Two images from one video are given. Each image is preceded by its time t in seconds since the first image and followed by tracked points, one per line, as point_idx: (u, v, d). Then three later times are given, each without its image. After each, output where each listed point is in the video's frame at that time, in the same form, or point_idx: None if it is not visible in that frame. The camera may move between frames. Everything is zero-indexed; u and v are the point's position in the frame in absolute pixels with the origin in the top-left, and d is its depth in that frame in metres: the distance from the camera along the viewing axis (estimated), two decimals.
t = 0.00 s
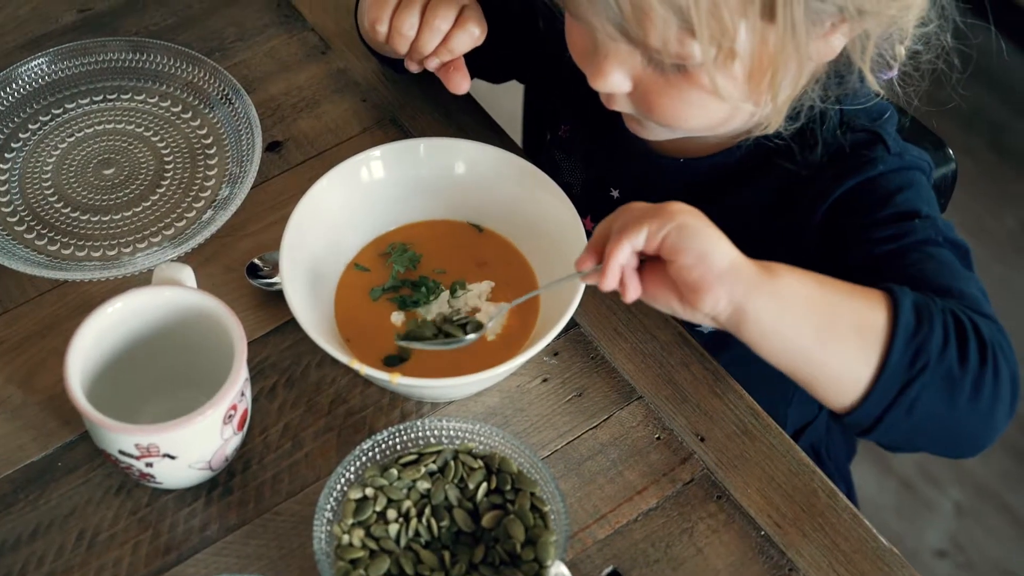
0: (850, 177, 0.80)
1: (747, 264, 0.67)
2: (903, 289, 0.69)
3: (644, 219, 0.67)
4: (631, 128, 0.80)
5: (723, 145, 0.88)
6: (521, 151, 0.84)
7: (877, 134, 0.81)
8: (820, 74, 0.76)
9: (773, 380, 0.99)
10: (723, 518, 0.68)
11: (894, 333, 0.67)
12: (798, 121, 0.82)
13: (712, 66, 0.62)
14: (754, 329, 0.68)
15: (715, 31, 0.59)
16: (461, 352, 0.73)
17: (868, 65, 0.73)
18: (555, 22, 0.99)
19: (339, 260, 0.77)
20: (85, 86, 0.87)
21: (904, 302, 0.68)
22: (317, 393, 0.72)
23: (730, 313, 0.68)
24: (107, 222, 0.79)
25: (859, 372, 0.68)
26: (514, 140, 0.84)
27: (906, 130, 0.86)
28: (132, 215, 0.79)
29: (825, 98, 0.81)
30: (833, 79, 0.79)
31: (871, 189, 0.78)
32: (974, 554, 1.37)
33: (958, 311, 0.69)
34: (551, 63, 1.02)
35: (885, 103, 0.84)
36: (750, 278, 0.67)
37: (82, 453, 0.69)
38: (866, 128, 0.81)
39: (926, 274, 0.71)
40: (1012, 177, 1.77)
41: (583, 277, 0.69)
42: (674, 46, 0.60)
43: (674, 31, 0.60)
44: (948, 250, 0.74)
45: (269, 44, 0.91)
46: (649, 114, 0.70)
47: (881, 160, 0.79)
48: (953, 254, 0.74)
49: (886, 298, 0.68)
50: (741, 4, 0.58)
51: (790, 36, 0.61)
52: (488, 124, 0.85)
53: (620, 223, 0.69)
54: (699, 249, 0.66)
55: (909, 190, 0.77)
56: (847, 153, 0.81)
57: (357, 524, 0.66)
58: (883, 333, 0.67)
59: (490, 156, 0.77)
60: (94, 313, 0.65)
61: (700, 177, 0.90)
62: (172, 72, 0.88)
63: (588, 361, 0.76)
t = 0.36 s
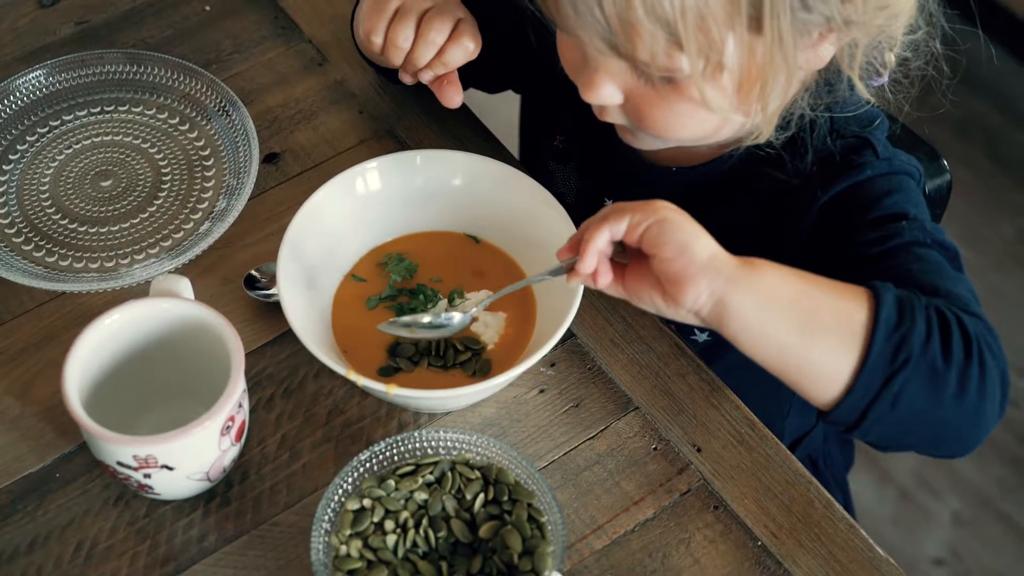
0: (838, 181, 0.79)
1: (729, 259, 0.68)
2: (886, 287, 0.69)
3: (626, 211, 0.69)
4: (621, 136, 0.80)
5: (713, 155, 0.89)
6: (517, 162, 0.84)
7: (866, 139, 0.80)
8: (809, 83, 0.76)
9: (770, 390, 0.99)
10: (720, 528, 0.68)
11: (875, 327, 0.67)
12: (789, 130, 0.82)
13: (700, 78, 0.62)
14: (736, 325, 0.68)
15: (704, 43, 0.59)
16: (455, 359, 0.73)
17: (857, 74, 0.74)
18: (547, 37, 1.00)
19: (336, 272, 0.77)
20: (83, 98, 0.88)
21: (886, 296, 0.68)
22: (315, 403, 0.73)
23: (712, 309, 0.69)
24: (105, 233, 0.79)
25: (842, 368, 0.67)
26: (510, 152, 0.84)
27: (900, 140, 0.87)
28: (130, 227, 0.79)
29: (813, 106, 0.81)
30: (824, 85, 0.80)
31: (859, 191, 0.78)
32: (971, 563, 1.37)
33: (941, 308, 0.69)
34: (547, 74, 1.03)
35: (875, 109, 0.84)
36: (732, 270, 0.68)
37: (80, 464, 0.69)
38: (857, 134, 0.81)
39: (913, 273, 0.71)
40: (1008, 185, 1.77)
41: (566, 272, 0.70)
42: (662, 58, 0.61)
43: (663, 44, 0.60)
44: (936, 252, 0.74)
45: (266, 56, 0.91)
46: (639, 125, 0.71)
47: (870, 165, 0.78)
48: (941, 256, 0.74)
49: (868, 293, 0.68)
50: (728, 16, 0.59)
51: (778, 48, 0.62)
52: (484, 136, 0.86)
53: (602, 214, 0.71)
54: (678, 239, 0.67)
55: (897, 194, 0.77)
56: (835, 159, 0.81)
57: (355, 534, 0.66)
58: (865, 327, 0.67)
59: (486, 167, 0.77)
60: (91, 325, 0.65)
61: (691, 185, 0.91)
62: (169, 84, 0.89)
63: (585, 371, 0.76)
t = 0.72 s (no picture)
0: (840, 193, 0.79)
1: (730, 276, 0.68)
2: (890, 298, 0.69)
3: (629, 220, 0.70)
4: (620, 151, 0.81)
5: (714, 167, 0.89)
6: (521, 176, 0.84)
7: (867, 151, 0.81)
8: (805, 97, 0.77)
9: (773, 402, 1.00)
10: (723, 541, 0.68)
11: (881, 340, 0.67)
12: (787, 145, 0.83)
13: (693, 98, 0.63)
14: (739, 341, 0.68)
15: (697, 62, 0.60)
16: (459, 372, 0.73)
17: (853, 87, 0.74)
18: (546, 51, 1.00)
19: (341, 285, 0.77)
20: (88, 112, 0.88)
21: (891, 308, 0.68)
22: (319, 417, 0.73)
23: (714, 324, 0.68)
24: (110, 247, 0.79)
25: (850, 381, 0.67)
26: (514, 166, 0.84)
27: (902, 152, 0.87)
28: (135, 241, 0.80)
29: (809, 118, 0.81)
30: (821, 99, 0.81)
31: (860, 203, 0.78)
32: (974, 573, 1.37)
33: (948, 319, 0.70)
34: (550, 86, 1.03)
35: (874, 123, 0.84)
36: (733, 283, 0.68)
37: (86, 478, 0.69)
38: (857, 146, 0.82)
39: (918, 284, 0.71)
40: (1010, 195, 1.77)
41: (571, 285, 0.71)
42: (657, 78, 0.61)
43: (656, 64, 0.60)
44: (941, 262, 0.74)
45: (271, 70, 0.92)
46: (638, 142, 0.71)
47: (871, 176, 0.78)
48: (944, 266, 0.74)
49: (872, 306, 0.68)
50: (720, 37, 0.59)
51: (771, 66, 0.62)
52: (488, 149, 0.86)
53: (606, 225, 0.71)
54: (680, 257, 0.67)
55: (898, 206, 0.77)
56: (837, 170, 0.81)
57: (359, 548, 0.66)
58: (869, 340, 0.67)
59: (490, 181, 0.77)
60: (97, 339, 0.65)
61: (692, 198, 0.92)
62: (174, 98, 0.89)
63: (588, 384, 0.76)
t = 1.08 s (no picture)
0: (837, 197, 0.80)
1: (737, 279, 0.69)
2: (893, 302, 0.69)
3: (632, 220, 0.70)
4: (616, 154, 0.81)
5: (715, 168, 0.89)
6: (515, 179, 0.85)
7: (865, 155, 0.81)
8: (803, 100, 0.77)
9: (767, 405, 1.00)
10: (716, 543, 0.68)
11: (886, 345, 0.67)
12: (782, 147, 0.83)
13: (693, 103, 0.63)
14: (748, 344, 0.69)
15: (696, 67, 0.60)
16: (452, 375, 0.73)
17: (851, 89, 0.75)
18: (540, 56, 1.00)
19: (335, 290, 0.77)
20: (83, 117, 0.88)
21: (896, 312, 0.68)
22: (313, 421, 0.73)
23: (722, 327, 0.69)
24: (104, 252, 0.80)
25: (856, 385, 0.68)
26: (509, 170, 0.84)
27: (896, 156, 0.87)
28: (129, 246, 0.80)
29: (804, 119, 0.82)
30: (819, 101, 0.81)
31: (857, 206, 0.78)
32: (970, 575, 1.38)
33: (953, 323, 0.70)
34: (545, 90, 1.03)
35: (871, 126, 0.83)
36: (739, 288, 0.68)
37: (79, 482, 0.69)
38: (854, 149, 0.82)
39: (918, 288, 0.72)
40: (1006, 198, 1.78)
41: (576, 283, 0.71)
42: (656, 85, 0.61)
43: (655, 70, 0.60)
44: (939, 266, 0.74)
45: (265, 75, 0.92)
46: (638, 145, 0.71)
47: (868, 180, 0.79)
48: (941, 269, 0.75)
49: (876, 311, 0.69)
50: (719, 41, 0.60)
51: (770, 71, 0.62)
52: (482, 153, 0.86)
53: (610, 225, 0.71)
54: (688, 263, 0.67)
55: (896, 208, 0.77)
56: (835, 172, 0.81)
57: (352, 551, 0.66)
58: (875, 344, 0.68)
59: (483, 184, 0.78)
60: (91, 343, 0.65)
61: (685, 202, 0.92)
62: (169, 103, 0.89)
63: (582, 388, 0.76)
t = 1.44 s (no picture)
0: (839, 205, 0.80)
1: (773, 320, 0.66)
2: (916, 327, 0.69)
3: (665, 267, 0.64)
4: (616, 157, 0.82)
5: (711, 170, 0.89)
6: (507, 181, 0.85)
7: (863, 160, 0.81)
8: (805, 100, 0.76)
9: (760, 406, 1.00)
10: (708, 544, 0.68)
11: (914, 373, 0.67)
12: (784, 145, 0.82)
13: (706, 103, 0.63)
14: (783, 379, 0.68)
15: (710, 68, 0.60)
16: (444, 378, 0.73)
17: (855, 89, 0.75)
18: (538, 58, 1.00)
19: (327, 292, 0.78)
20: (75, 120, 0.88)
21: (919, 339, 0.68)
22: (305, 424, 0.73)
23: (756, 364, 0.67)
24: (96, 256, 0.80)
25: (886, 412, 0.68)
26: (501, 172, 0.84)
27: (889, 158, 0.87)
28: (120, 249, 0.80)
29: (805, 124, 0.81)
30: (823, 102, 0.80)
31: (858, 215, 0.79)
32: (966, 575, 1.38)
33: (968, 339, 0.70)
34: (536, 92, 1.03)
35: (863, 127, 0.84)
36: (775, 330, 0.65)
37: (71, 486, 0.69)
38: (849, 154, 0.82)
39: (922, 302, 0.71)
40: (1001, 198, 1.78)
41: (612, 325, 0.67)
42: (668, 86, 0.62)
43: (669, 71, 0.61)
44: (944, 275, 0.75)
45: (256, 78, 0.92)
46: (642, 148, 0.72)
47: (868, 188, 0.79)
48: (945, 279, 0.75)
49: (902, 338, 0.68)
50: (733, 42, 0.60)
51: (780, 71, 0.63)
52: (474, 156, 0.86)
53: (645, 279, 0.64)
54: (726, 318, 0.63)
55: (898, 216, 0.77)
56: (839, 179, 0.82)
57: (344, 554, 0.66)
58: (904, 372, 0.68)
59: (473, 186, 0.78)
60: (82, 347, 0.65)
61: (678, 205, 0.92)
62: (160, 106, 0.89)
63: (574, 390, 0.76)
